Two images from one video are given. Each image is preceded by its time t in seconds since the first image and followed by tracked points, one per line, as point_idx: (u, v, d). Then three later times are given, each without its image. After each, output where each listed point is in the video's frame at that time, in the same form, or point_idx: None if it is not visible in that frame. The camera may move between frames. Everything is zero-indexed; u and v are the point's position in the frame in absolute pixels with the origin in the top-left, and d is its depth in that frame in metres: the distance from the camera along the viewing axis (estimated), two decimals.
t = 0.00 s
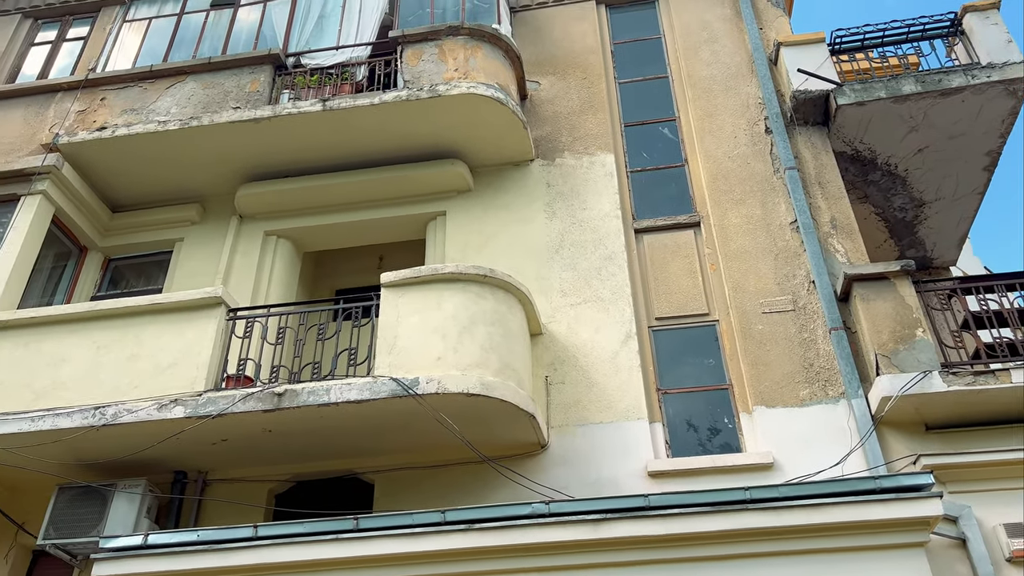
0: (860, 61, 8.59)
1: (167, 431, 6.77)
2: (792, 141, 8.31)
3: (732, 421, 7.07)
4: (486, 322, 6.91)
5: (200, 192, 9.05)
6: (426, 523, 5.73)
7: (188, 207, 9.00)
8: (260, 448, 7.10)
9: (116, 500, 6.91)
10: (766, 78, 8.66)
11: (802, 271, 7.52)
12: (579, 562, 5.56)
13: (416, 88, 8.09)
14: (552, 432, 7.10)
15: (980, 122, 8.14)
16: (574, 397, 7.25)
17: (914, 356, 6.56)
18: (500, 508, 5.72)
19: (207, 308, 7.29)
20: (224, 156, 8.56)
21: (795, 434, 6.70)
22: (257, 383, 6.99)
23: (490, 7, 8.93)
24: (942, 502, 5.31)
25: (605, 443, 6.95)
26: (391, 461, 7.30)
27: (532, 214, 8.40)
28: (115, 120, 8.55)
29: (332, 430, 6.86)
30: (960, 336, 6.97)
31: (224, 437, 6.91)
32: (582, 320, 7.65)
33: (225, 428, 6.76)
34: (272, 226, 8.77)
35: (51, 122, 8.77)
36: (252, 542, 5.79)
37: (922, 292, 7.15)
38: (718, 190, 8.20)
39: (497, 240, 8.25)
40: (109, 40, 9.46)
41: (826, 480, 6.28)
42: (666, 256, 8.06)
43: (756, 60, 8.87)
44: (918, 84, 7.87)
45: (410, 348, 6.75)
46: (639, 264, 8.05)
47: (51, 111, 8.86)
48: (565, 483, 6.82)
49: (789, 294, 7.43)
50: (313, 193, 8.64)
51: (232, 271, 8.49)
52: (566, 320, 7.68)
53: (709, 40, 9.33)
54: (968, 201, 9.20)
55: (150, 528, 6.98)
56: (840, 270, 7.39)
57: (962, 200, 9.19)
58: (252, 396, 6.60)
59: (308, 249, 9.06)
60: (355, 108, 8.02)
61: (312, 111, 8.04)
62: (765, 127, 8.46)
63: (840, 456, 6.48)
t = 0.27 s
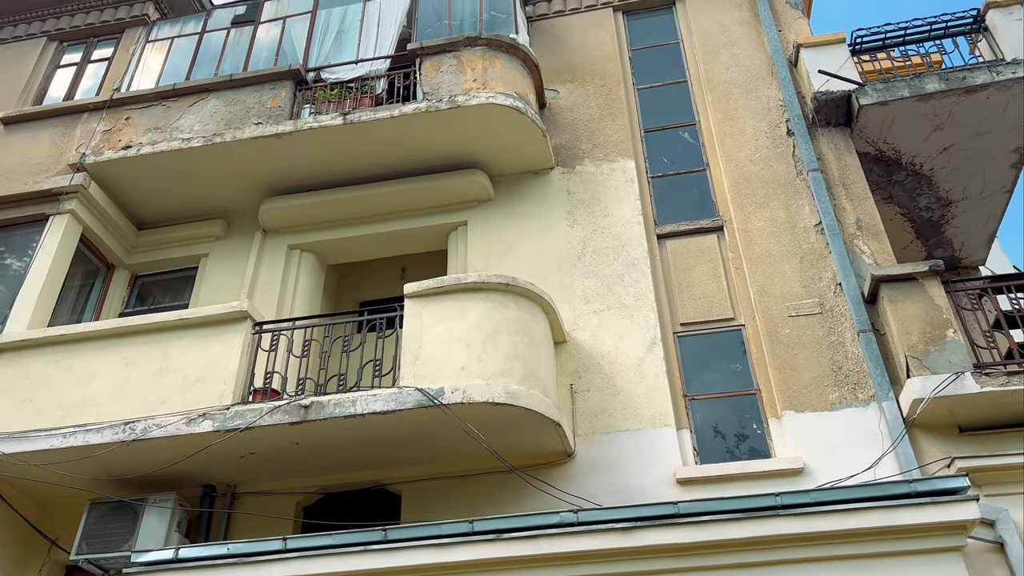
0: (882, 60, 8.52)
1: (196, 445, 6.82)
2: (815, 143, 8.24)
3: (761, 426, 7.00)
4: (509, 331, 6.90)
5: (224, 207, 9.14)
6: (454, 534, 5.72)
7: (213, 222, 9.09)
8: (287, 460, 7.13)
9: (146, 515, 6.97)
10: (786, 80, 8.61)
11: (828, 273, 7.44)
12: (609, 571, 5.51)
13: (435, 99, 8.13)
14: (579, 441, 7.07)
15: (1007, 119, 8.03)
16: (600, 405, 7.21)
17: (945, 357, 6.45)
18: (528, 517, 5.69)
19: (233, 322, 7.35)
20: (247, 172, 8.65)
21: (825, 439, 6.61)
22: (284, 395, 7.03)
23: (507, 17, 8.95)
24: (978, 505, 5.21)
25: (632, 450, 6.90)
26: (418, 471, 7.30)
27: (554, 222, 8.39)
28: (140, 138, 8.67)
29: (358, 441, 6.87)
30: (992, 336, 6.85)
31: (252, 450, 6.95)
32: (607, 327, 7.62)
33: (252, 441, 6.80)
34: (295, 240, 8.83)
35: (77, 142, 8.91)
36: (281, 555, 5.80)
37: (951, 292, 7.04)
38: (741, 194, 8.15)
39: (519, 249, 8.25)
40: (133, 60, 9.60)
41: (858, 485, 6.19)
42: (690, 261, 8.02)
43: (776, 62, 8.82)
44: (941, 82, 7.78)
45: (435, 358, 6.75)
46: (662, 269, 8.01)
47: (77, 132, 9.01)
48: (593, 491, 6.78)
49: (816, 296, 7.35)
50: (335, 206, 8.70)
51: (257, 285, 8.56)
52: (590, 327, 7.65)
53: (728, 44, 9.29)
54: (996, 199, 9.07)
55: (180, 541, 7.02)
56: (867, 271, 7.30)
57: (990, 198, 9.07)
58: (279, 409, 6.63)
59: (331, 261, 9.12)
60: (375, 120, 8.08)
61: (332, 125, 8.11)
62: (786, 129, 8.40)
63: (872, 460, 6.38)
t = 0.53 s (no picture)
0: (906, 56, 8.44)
1: (228, 457, 6.87)
2: (840, 142, 8.15)
3: (793, 429, 6.91)
4: (536, 338, 6.89)
5: (250, 222, 9.24)
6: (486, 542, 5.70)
7: (240, 236, 9.19)
8: (318, 471, 7.17)
9: (180, 527, 7.03)
10: (809, 78, 8.53)
11: (858, 273, 7.35)
12: None
13: (456, 108, 8.17)
14: (608, 447, 7.03)
15: None
16: (629, 410, 7.17)
17: (981, 355, 6.34)
18: (560, 524, 5.65)
19: (262, 335, 7.41)
20: (273, 186, 8.73)
21: (860, 440, 6.52)
22: (313, 406, 7.07)
23: (526, 25, 8.97)
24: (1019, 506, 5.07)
25: (663, 455, 6.85)
26: (448, 480, 7.30)
27: (578, 228, 8.38)
28: (167, 155, 8.80)
29: (387, 451, 6.89)
30: None
31: (283, 462, 7.00)
32: (634, 331, 7.58)
33: (283, 452, 6.84)
34: (321, 252, 8.90)
35: (106, 161, 9.06)
36: (315, 565, 5.82)
37: (985, 289, 6.92)
38: (766, 194, 8.08)
39: (543, 255, 8.24)
40: (159, 78, 9.75)
41: (895, 486, 6.08)
42: (716, 263, 7.96)
43: (798, 61, 8.74)
44: (969, 76, 7.71)
45: (462, 366, 6.76)
46: (689, 272, 7.95)
47: (106, 150, 9.16)
48: (624, 497, 6.73)
49: (846, 296, 7.26)
50: (359, 218, 8.75)
51: (285, 297, 8.63)
52: (617, 332, 7.62)
53: (749, 44, 9.23)
54: None
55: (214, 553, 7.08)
56: (897, 270, 7.19)
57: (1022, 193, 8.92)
58: (309, 420, 6.67)
59: (357, 272, 9.17)
60: (397, 131, 8.12)
61: (355, 137, 8.17)
62: (811, 128, 8.32)
63: (908, 461, 6.28)
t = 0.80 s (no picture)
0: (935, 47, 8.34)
1: (263, 466, 6.94)
2: (870, 136, 8.04)
3: (830, 428, 6.82)
4: (566, 341, 6.87)
5: (279, 233, 9.33)
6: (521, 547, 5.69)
7: (270, 248, 9.29)
8: (352, 479, 7.21)
9: (219, 537, 7.11)
10: (836, 73, 8.42)
11: (892, 268, 7.22)
12: None
13: (480, 114, 8.19)
14: (642, 450, 6.98)
15: None
16: (662, 413, 7.12)
17: (1022, 349, 6.21)
18: (595, 528, 5.62)
19: (293, 345, 7.48)
20: (301, 197, 8.82)
21: (898, 438, 6.41)
22: (346, 415, 7.12)
23: (548, 28, 8.97)
24: None
25: (697, 457, 6.79)
26: (483, 485, 7.31)
27: (605, 230, 8.35)
28: (197, 170, 8.93)
29: (421, 457, 6.91)
30: None
31: (317, 470, 7.04)
32: (665, 333, 7.53)
33: (317, 461, 6.89)
34: (350, 261, 8.96)
35: (138, 177, 9.22)
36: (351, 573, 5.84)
37: None
38: (796, 191, 8.01)
39: (571, 259, 8.23)
40: (187, 95, 9.91)
41: (937, 484, 5.97)
42: (746, 262, 7.89)
43: (824, 56, 8.63)
44: (1001, 65, 7.62)
45: (493, 372, 6.77)
46: (719, 272, 7.89)
47: (137, 167, 9.32)
48: (660, 500, 6.68)
49: (880, 292, 7.14)
50: (387, 227, 8.81)
51: (316, 307, 8.70)
52: (647, 334, 7.57)
53: (774, 40, 9.15)
54: None
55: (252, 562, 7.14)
56: (932, 264, 7.06)
57: None
58: (342, 428, 6.71)
59: (386, 281, 9.22)
60: (422, 139, 8.17)
61: (381, 146, 8.23)
62: (839, 123, 8.22)
63: (949, 458, 6.15)
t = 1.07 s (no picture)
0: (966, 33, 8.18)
1: (298, 472, 7.00)
2: (901, 126, 7.91)
3: (868, 423, 6.71)
4: (597, 342, 6.84)
5: (308, 241, 9.42)
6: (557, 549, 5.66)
7: (299, 256, 9.37)
8: (387, 483, 7.24)
9: (257, 543, 7.17)
10: (864, 62, 8.24)
11: (928, 259, 7.09)
12: None
13: (505, 117, 8.20)
14: (676, 449, 6.92)
15: None
16: (696, 411, 7.05)
17: None
18: (631, 529, 5.58)
19: (325, 351, 7.54)
20: (329, 205, 8.89)
21: (939, 432, 6.28)
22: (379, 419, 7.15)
23: (570, 29, 8.95)
24: None
25: (733, 456, 6.71)
26: (517, 488, 7.30)
27: (633, 229, 8.30)
28: (226, 181, 9.05)
29: (454, 460, 6.92)
30: None
31: (352, 475, 7.08)
32: (696, 330, 7.46)
33: (352, 466, 6.93)
34: (379, 267, 9.01)
35: (169, 190, 9.36)
36: None
37: None
38: (826, 184, 7.90)
39: (599, 258, 8.19)
40: (215, 107, 10.04)
41: (980, 478, 5.83)
42: (778, 257, 7.80)
43: (852, 46, 8.47)
44: None
45: (524, 373, 6.76)
46: (749, 268, 7.81)
47: (168, 180, 9.47)
48: (696, 500, 6.62)
49: (916, 284, 7.02)
50: (414, 232, 8.85)
51: (346, 313, 8.76)
52: (678, 332, 7.51)
53: (800, 33, 9.07)
54: None
55: (290, 568, 7.20)
56: (969, 254, 6.91)
57: None
58: (375, 433, 6.74)
59: (415, 286, 9.26)
60: (447, 143, 8.19)
61: (406, 151, 8.27)
62: (869, 114, 8.10)
63: (992, 452, 6.01)
